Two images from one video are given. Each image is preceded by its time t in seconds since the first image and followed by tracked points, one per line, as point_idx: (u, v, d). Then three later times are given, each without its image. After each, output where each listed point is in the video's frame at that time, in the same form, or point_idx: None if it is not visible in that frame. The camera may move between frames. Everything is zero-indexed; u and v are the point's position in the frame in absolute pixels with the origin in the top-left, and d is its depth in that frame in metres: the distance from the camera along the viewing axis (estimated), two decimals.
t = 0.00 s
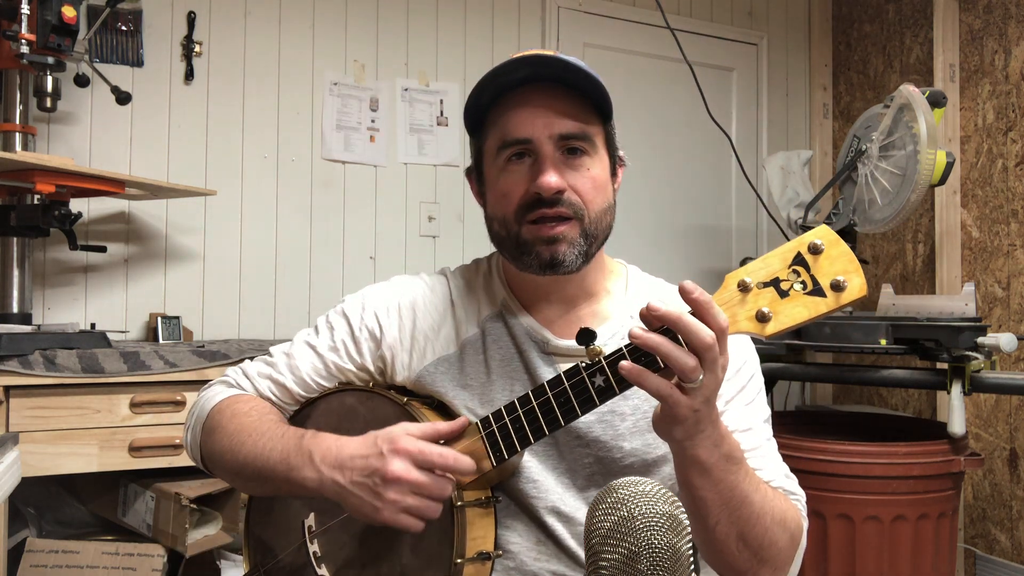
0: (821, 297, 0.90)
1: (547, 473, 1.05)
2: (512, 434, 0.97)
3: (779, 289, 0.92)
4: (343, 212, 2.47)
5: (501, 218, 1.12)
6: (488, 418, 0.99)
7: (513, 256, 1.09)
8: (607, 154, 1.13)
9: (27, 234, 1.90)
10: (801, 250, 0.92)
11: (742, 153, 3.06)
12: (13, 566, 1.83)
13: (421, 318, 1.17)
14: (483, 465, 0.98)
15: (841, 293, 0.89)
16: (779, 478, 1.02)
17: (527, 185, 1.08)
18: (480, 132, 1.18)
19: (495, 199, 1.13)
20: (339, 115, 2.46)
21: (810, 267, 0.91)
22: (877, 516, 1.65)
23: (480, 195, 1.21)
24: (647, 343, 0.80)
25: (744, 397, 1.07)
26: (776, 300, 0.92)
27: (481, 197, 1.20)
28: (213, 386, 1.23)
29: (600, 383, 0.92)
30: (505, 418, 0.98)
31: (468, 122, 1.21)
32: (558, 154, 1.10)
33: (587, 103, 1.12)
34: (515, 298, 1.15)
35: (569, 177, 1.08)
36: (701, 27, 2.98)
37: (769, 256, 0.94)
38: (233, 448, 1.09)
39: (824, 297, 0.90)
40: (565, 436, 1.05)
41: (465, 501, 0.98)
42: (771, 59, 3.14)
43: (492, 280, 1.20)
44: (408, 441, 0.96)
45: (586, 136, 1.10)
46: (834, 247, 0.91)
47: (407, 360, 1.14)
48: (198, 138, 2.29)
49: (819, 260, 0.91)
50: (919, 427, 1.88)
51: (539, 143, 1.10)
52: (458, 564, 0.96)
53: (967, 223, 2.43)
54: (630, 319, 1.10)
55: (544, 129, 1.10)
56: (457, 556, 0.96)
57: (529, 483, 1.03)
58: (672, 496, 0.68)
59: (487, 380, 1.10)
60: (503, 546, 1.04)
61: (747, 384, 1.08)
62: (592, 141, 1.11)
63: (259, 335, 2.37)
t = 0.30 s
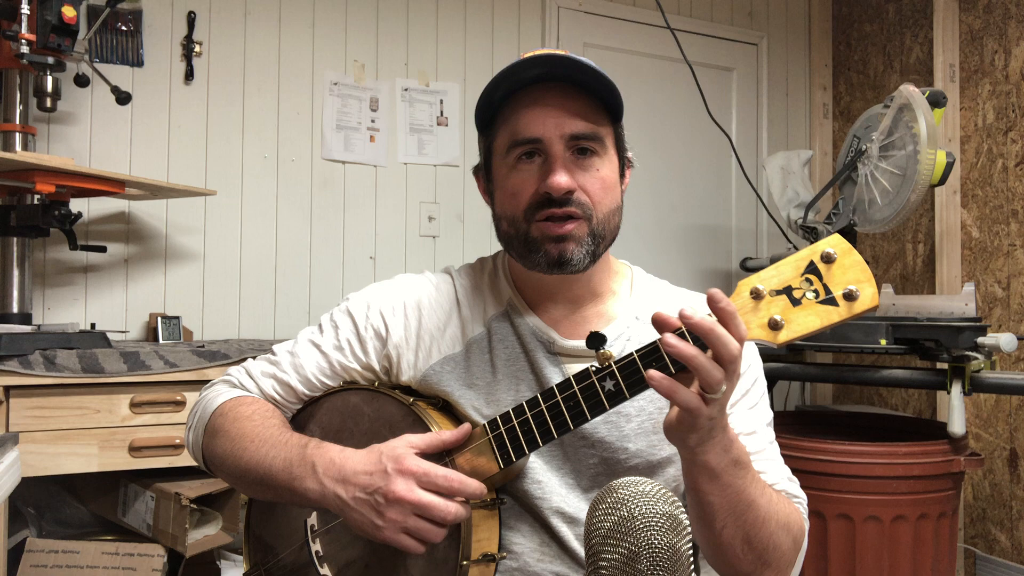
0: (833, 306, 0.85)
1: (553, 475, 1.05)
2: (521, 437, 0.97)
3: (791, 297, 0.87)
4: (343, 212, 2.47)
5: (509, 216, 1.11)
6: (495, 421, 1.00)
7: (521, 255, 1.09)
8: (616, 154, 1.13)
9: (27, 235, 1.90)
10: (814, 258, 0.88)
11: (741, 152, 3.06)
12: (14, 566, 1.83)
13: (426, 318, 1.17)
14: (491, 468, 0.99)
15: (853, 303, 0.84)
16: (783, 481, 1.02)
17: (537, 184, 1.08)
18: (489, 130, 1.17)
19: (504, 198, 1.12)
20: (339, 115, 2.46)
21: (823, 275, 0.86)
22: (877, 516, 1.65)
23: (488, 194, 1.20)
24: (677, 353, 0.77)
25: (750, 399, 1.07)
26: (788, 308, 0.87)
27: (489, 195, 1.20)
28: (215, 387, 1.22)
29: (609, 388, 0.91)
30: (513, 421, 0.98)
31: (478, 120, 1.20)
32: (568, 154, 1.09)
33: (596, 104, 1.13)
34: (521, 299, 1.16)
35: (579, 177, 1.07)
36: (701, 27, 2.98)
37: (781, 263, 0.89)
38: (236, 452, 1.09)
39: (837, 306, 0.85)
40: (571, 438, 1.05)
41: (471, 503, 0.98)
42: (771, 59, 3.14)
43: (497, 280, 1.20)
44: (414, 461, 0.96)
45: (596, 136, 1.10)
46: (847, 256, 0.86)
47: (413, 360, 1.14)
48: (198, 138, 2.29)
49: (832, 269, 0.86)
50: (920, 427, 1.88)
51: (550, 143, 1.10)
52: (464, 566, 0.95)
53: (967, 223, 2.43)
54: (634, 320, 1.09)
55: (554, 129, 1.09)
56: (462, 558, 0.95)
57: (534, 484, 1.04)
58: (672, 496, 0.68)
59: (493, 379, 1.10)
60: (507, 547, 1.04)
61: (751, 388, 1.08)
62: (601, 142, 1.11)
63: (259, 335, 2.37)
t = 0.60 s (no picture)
0: (846, 317, 0.86)
1: (558, 477, 1.05)
2: (530, 440, 0.97)
3: (805, 307, 0.88)
4: (343, 212, 2.47)
5: (516, 215, 1.11)
6: (505, 423, 0.99)
7: (528, 254, 1.08)
8: (625, 155, 1.13)
9: (27, 235, 1.90)
10: (829, 269, 0.88)
11: (741, 153, 3.06)
12: (13, 566, 1.83)
13: (432, 317, 1.17)
14: (499, 471, 0.98)
15: (867, 314, 0.85)
16: (788, 483, 1.02)
17: (545, 184, 1.08)
18: (499, 129, 1.17)
19: (512, 198, 1.12)
20: (339, 115, 2.46)
21: (837, 286, 0.87)
22: (877, 516, 1.65)
23: (496, 192, 1.20)
24: (709, 362, 0.78)
25: (756, 401, 1.07)
26: (802, 317, 0.88)
27: (497, 194, 1.20)
28: (220, 380, 1.23)
29: (621, 393, 0.92)
30: (523, 423, 0.98)
31: (487, 119, 1.20)
32: (577, 154, 1.09)
33: (606, 104, 1.13)
34: (528, 299, 1.15)
35: (588, 177, 1.07)
36: (701, 27, 2.98)
37: (796, 273, 0.90)
38: (234, 442, 1.09)
39: (850, 317, 0.86)
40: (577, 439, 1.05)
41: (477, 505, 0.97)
42: (771, 59, 3.14)
43: (504, 281, 1.20)
44: (397, 436, 0.94)
45: (606, 137, 1.10)
46: (862, 268, 0.86)
47: (418, 359, 1.14)
48: (198, 138, 2.29)
49: (846, 280, 0.87)
50: (920, 428, 1.88)
51: (559, 143, 1.09)
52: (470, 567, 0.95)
53: (967, 223, 2.42)
54: (641, 321, 1.10)
55: (563, 129, 1.09)
56: (469, 560, 0.96)
57: (539, 486, 1.03)
58: (672, 495, 0.68)
59: (499, 379, 1.10)
60: (511, 548, 1.04)
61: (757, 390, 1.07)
62: (610, 143, 1.11)
63: (259, 335, 2.37)
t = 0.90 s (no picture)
0: (867, 333, 0.92)
1: (565, 479, 1.04)
2: (543, 447, 0.97)
3: (825, 321, 0.94)
4: (343, 211, 2.47)
5: (519, 216, 1.11)
6: (517, 428, 0.99)
7: (531, 255, 1.08)
8: (628, 156, 1.13)
9: (27, 235, 1.90)
10: (849, 285, 0.94)
11: (742, 152, 3.06)
12: (14, 566, 1.83)
13: (438, 314, 1.17)
14: (511, 474, 0.98)
15: (886, 331, 0.91)
16: (793, 483, 1.02)
17: (548, 185, 1.08)
18: (502, 130, 1.17)
19: (515, 198, 1.12)
20: (339, 115, 2.46)
21: (858, 303, 0.93)
22: (877, 516, 1.65)
23: (499, 193, 1.20)
24: (754, 386, 0.81)
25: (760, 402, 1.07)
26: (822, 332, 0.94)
27: (500, 194, 1.20)
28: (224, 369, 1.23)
29: (638, 402, 0.93)
30: (535, 429, 0.98)
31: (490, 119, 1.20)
32: (581, 155, 1.09)
33: (609, 105, 1.13)
34: (532, 298, 1.16)
35: (592, 178, 1.07)
36: (701, 27, 2.98)
37: (817, 288, 0.96)
38: (236, 419, 1.10)
39: (870, 334, 0.92)
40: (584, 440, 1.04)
41: (487, 509, 0.98)
42: (771, 59, 3.14)
43: (509, 279, 1.20)
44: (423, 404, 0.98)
45: (609, 138, 1.10)
46: (882, 285, 0.92)
47: (425, 357, 1.15)
48: (198, 138, 2.29)
49: (867, 296, 0.93)
50: (920, 428, 1.88)
51: (562, 143, 1.09)
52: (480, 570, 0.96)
53: (967, 223, 2.42)
54: (645, 320, 1.10)
55: (567, 130, 1.09)
56: (478, 564, 0.96)
57: (546, 487, 1.03)
58: (672, 496, 0.68)
59: (506, 377, 1.10)
60: (517, 548, 1.04)
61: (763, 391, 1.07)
62: (614, 143, 1.11)
63: (258, 335, 2.37)
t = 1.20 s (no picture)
0: (875, 334, 0.95)
1: (571, 478, 1.04)
2: (550, 445, 0.98)
3: (834, 321, 0.97)
4: (343, 211, 2.47)
5: (526, 216, 1.11)
6: (524, 428, 0.99)
7: (538, 256, 1.09)
8: (634, 155, 1.13)
9: (27, 235, 1.90)
10: (856, 285, 0.98)
11: (742, 152, 3.06)
12: (14, 566, 1.83)
13: (444, 314, 1.17)
14: (518, 474, 0.98)
15: (894, 331, 0.95)
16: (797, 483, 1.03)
17: (555, 186, 1.08)
18: (509, 131, 1.17)
19: (522, 198, 1.12)
20: (339, 115, 2.46)
21: (865, 303, 0.97)
22: (878, 516, 1.65)
23: (505, 192, 1.20)
24: (767, 387, 0.81)
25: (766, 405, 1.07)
26: (830, 332, 0.97)
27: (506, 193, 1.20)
28: (225, 373, 1.21)
29: (645, 401, 0.94)
30: (543, 429, 0.98)
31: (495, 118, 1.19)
32: (587, 155, 1.09)
33: (614, 103, 1.12)
34: (538, 298, 1.15)
35: (598, 178, 1.07)
36: (701, 27, 2.98)
37: (826, 288, 0.99)
38: (245, 436, 1.07)
39: (878, 334, 0.96)
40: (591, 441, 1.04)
41: (493, 508, 0.97)
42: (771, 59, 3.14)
43: (515, 279, 1.20)
44: (442, 445, 0.95)
45: (616, 137, 1.10)
46: (889, 285, 0.97)
47: (431, 357, 1.14)
48: (198, 138, 2.29)
49: (874, 296, 0.97)
50: (921, 428, 1.88)
51: (569, 144, 1.09)
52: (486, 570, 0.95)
53: (967, 223, 2.42)
54: (650, 320, 1.10)
55: (573, 130, 1.09)
56: (485, 564, 0.95)
57: (551, 486, 1.03)
58: (672, 496, 0.68)
59: (512, 378, 1.11)
60: (522, 548, 1.04)
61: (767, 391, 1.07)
62: (620, 143, 1.11)
63: (258, 335, 2.37)
